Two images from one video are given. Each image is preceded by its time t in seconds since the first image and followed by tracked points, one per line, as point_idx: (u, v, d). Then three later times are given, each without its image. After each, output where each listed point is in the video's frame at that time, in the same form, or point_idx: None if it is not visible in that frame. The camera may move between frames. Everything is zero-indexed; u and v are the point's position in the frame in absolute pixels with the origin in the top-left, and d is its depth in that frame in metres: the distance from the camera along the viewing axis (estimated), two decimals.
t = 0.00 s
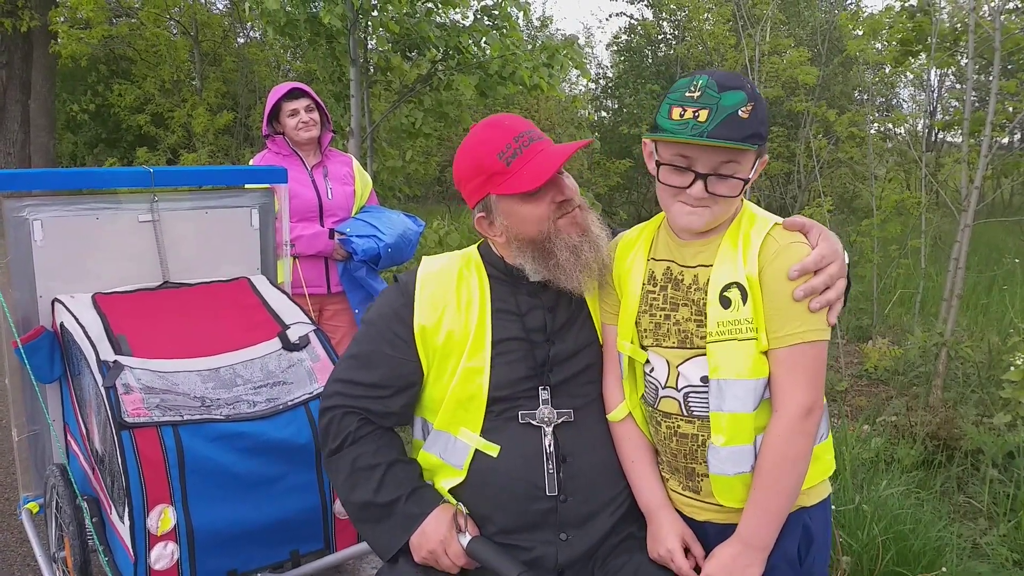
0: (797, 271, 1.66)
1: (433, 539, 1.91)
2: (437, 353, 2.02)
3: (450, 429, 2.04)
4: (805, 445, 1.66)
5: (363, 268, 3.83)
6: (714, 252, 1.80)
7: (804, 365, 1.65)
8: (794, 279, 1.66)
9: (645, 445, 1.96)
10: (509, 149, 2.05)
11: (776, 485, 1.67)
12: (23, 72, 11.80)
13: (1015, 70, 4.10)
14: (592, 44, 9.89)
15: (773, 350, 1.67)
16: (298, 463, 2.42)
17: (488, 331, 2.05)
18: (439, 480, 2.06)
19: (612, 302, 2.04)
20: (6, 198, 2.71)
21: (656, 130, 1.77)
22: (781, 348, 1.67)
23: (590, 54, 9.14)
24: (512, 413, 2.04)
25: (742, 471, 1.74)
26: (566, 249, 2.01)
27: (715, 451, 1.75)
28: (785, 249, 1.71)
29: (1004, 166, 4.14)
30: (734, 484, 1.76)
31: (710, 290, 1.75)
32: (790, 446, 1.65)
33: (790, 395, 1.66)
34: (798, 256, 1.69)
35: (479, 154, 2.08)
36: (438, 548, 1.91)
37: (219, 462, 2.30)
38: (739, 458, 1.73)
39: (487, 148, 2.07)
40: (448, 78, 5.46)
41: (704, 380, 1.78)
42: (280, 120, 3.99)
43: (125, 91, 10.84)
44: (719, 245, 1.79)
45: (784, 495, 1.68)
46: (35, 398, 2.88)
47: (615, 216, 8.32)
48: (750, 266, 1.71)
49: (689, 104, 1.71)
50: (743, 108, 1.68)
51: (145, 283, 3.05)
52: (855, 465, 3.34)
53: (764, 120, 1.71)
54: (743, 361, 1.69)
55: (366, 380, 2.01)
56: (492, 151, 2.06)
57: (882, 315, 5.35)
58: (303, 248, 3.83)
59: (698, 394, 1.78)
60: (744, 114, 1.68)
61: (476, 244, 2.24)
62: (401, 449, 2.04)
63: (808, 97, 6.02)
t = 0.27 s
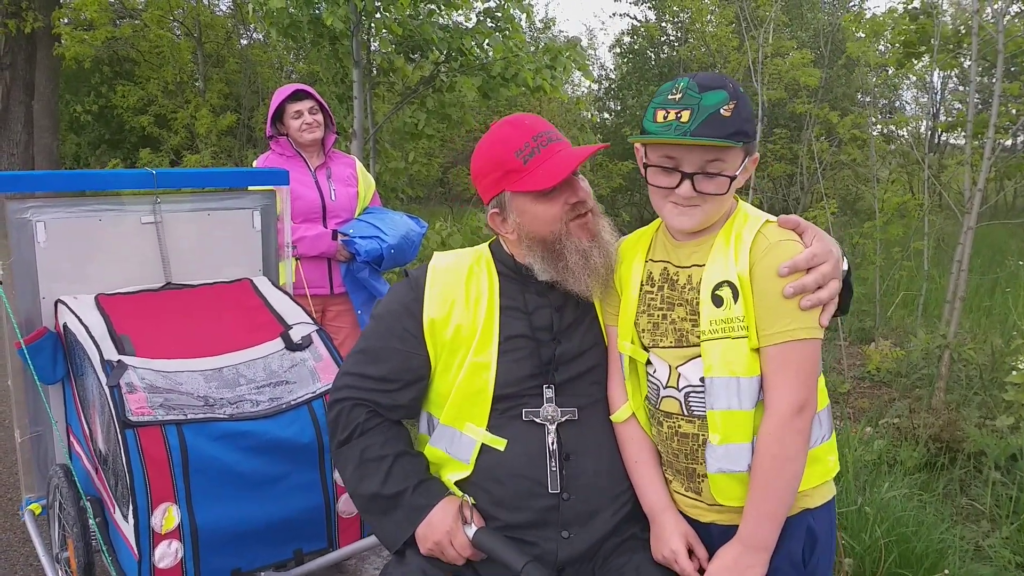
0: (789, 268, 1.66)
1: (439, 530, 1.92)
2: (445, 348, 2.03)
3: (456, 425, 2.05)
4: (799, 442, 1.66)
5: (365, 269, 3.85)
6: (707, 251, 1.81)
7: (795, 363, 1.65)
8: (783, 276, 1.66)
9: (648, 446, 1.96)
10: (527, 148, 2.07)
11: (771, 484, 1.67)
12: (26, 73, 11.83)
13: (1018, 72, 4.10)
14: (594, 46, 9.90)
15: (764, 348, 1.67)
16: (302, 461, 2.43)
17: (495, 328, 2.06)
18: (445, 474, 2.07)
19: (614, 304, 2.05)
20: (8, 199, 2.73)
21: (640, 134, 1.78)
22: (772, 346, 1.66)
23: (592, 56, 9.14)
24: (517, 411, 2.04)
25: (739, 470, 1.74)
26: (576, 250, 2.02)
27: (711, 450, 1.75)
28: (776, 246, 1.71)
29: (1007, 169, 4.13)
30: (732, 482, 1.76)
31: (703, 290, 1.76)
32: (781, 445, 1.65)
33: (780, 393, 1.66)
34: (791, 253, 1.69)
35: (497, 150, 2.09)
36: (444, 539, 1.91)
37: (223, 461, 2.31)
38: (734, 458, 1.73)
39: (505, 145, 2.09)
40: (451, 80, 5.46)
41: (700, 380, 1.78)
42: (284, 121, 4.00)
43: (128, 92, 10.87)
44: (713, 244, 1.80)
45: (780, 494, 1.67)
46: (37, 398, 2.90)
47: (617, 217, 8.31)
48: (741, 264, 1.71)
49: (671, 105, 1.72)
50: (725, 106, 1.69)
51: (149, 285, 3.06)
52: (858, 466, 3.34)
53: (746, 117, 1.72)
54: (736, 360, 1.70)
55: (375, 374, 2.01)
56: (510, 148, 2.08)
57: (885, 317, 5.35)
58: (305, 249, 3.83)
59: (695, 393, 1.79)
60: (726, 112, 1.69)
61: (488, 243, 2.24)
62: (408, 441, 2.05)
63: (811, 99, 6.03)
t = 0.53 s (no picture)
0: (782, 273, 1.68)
1: (438, 535, 1.93)
2: (435, 357, 2.04)
3: (446, 432, 2.06)
4: (792, 446, 1.67)
5: (366, 271, 3.86)
6: (701, 255, 1.83)
7: (789, 367, 1.66)
8: (777, 280, 1.68)
9: (642, 450, 1.96)
10: (509, 149, 2.07)
11: (765, 488, 1.68)
12: (26, 76, 11.85)
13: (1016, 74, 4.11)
14: (593, 48, 9.91)
15: (759, 352, 1.69)
16: (300, 465, 2.44)
17: (485, 336, 2.06)
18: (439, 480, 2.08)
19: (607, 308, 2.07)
20: (9, 201, 2.73)
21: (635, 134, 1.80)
22: (766, 350, 1.68)
23: (592, 58, 9.15)
24: (507, 418, 2.05)
25: (733, 474, 1.75)
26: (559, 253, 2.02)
27: (706, 454, 1.76)
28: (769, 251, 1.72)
29: (1005, 171, 4.15)
30: (726, 486, 1.77)
31: (697, 293, 1.77)
32: (775, 448, 1.66)
33: (774, 397, 1.67)
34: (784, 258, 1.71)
35: (480, 152, 2.09)
36: (442, 544, 1.93)
37: (223, 463, 2.32)
38: (728, 461, 1.74)
39: (488, 146, 2.08)
40: (450, 83, 5.48)
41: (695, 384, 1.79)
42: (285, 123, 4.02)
43: (129, 95, 10.89)
44: (707, 247, 1.81)
45: (774, 497, 1.69)
46: (38, 401, 2.91)
47: (617, 219, 8.33)
48: (736, 268, 1.73)
49: (665, 106, 1.74)
50: (718, 107, 1.70)
51: (149, 286, 3.08)
52: (856, 468, 3.34)
53: (740, 120, 1.73)
54: (730, 363, 1.71)
55: (365, 383, 2.02)
56: (492, 150, 2.07)
57: (884, 318, 5.36)
58: (306, 250, 3.83)
59: (689, 397, 1.80)
60: (719, 114, 1.70)
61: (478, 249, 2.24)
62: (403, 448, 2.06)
63: (810, 101, 6.04)
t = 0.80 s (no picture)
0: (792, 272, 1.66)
1: (430, 558, 1.90)
2: (421, 365, 2.03)
3: (434, 446, 2.04)
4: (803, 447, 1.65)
5: (365, 272, 3.82)
6: (706, 255, 1.80)
7: (799, 368, 1.64)
8: (787, 280, 1.65)
9: (641, 457, 1.93)
10: (473, 146, 2.11)
11: (776, 491, 1.66)
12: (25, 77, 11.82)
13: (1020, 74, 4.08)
14: (594, 48, 9.88)
15: (769, 353, 1.66)
16: (298, 471, 2.40)
17: (471, 345, 2.05)
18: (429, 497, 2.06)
19: (603, 310, 2.01)
20: (8, 200, 2.71)
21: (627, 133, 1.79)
22: (776, 351, 1.65)
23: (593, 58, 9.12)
24: (494, 429, 2.03)
25: (742, 477, 1.72)
26: (510, 251, 2.07)
27: (714, 457, 1.73)
28: (777, 250, 1.70)
29: (1008, 170, 4.12)
30: (734, 490, 1.74)
31: (705, 294, 1.74)
32: (786, 451, 1.64)
33: (785, 398, 1.65)
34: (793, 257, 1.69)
35: (451, 149, 2.16)
36: (434, 567, 1.90)
37: (220, 471, 2.29)
38: (737, 464, 1.71)
39: (457, 143, 2.15)
40: (450, 82, 5.43)
41: (701, 387, 1.76)
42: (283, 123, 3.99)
43: (128, 95, 10.86)
44: (712, 248, 1.78)
45: (784, 499, 1.66)
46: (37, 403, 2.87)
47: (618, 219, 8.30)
48: (745, 268, 1.70)
49: (657, 104, 1.73)
50: (709, 105, 1.68)
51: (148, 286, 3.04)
52: (860, 470, 3.31)
53: (733, 117, 1.70)
54: (739, 365, 1.68)
55: (354, 400, 2.03)
56: (459, 146, 2.14)
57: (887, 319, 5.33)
58: (306, 251, 3.82)
59: (694, 401, 1.77)
60: (710, 111, 1.68)
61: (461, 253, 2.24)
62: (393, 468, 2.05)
63: (812, 101, 6.02)
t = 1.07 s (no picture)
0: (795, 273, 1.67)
1: (427, 558, 1.94)
2: (415, 373, 2.04)
3: (427, 453, 2.05)
4: (804, 448, 1.67)
5: (364, 272, 3.84)
6: (707, 256, 1.81)
7: (802, 369, 1.66)
8: (791, 282, 1.67)
9: (638, 458, 1.95)
10: (457, 157, 2.12)
11: (777, 491, 1.67)
12: (24, 77, 11.83)
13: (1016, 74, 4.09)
14: (593, 48, 9.89)
15: (773, 353, 1.68)
16: (297, 472, 2.42)
17: (464, 351, 2.07)
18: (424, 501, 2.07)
19: (603, 310, 2.03)
20: (8, 201, 2.73)
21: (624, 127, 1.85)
22: (779, 352, 1.67)
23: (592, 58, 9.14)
24: (488, 434, 2.05)
25: (742, 477, 1.74)
26: (501, 264, 2.08)
27: (715, 457, 1.74)
28: (780, 252, 1.72)
29: (1006, 170, 4.10)
30: (734, 489, 1.75)
31: (707, 295, 1.75)
32: (789, 451, 1.66)
33: (787, 399, 1.66)
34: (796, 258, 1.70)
35: (435, 160, 2.16)
36: (432, 567, 1.94)
37: (219, 471, 2.30)
38: (738, 464, 1.73)
39: (441, 153, 2.16)
40: (449, 83, 5.46)
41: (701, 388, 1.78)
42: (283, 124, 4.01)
43: (127, 96, 10.87)
44: (713, 248, 1.80)
45: (785, 499, 1.68)
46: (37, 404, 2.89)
47: (617, 219, 8.31)
48: (747, 269, 1.72)
49: (652, 98, 1.79)
50: (699, 99, 1.72)
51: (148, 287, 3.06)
52: (857, 470, 3.33)
53: (725, 113, 1.72)
54: (742, 366, 1.70)
55: (348, 406, 2.04)
56: (443, 157, 2.14)
57: (884, 318, 5.35)
58: (306, 252, 3.82)
59: (694, 401, 1.79)
60: (699, 104, 1.71)
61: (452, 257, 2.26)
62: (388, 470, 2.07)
63: (810, 102, 6.04)
